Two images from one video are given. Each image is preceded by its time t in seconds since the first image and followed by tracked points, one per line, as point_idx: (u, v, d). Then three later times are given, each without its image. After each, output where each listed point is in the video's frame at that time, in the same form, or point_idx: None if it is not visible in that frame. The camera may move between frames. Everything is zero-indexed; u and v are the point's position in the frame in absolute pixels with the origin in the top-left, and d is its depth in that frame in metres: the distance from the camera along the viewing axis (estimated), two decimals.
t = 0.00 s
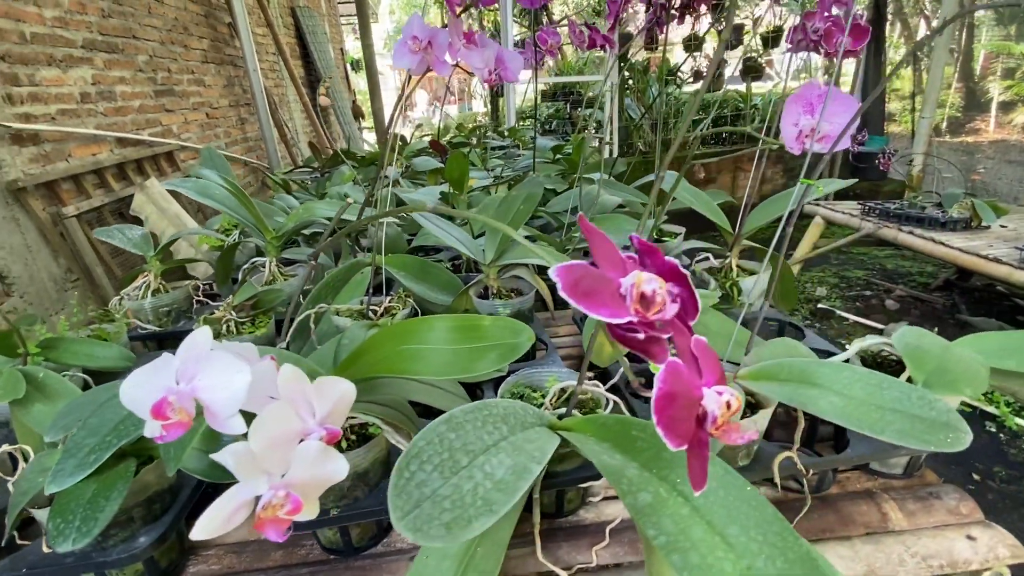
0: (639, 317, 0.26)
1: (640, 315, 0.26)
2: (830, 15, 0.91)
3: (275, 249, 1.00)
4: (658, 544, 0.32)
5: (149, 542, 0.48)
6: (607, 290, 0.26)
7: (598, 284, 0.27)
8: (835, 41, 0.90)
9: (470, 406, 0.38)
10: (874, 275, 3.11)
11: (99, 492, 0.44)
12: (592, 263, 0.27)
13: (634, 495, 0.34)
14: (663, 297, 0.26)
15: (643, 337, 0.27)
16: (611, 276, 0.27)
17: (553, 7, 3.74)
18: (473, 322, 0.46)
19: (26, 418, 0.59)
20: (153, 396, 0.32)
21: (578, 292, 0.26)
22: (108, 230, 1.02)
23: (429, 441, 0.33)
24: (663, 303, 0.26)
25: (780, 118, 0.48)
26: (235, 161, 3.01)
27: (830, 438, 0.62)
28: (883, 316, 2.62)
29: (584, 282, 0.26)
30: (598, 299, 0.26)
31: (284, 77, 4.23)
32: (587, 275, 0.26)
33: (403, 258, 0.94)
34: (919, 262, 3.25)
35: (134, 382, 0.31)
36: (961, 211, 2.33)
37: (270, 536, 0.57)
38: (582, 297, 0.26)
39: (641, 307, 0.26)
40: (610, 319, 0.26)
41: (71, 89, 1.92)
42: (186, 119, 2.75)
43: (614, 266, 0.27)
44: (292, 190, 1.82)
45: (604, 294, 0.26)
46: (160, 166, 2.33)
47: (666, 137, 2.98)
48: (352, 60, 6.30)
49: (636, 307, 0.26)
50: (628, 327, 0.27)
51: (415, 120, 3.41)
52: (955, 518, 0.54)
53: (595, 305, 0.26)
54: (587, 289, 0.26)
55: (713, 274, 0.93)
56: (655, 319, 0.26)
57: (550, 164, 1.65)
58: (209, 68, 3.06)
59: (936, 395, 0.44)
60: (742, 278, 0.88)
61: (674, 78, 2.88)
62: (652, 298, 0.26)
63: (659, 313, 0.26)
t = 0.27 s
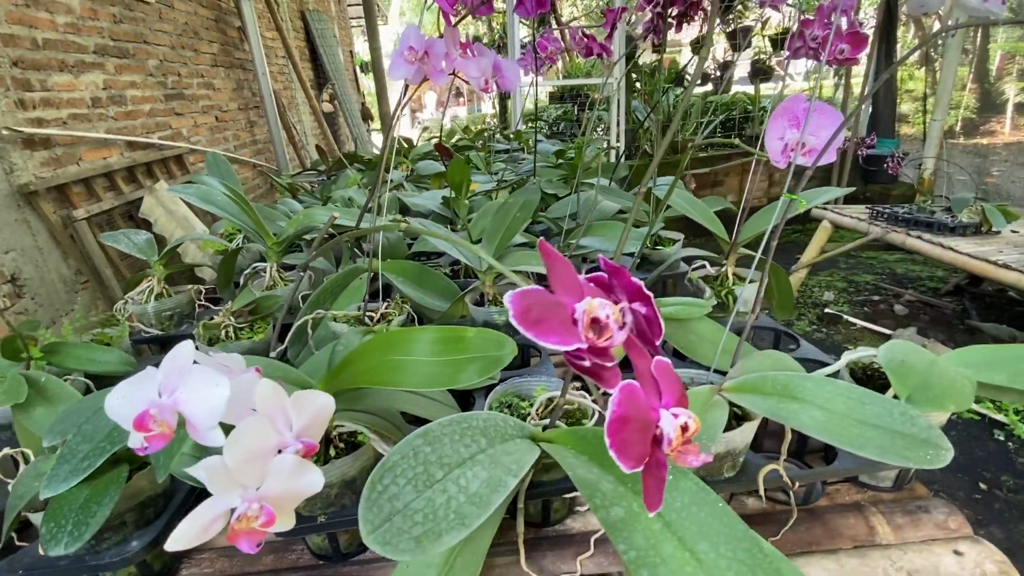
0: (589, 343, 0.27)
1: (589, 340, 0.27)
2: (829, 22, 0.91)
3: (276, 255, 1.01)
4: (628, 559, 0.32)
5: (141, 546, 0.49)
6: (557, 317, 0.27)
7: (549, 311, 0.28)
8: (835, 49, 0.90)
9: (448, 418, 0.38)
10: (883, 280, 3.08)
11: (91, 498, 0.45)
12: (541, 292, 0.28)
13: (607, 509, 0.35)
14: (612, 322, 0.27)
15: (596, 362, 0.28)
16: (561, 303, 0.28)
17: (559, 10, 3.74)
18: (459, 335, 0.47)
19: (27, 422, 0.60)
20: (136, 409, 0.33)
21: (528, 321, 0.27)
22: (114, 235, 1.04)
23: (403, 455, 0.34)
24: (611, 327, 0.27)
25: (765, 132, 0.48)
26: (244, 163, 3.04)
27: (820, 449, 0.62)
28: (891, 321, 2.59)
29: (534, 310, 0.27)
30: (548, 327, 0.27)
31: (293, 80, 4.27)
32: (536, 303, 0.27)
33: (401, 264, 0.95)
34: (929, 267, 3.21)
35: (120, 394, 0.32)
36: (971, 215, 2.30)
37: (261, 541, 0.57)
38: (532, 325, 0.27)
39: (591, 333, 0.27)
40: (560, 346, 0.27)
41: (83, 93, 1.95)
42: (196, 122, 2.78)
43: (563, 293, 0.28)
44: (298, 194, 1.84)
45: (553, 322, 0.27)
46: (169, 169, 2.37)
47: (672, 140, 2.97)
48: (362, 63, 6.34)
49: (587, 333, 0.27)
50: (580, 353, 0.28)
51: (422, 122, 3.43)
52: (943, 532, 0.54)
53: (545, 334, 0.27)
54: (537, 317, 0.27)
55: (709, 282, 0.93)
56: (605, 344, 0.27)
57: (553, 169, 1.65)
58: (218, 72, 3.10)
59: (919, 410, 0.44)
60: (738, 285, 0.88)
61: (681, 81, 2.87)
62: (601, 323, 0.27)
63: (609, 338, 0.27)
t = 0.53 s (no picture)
0: (546, 354, 0.29)
1: (547, 351, 0.29)
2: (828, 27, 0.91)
3: (277, 258, 1.03)
4: (602, 562, 0.33)
5: (137, 542, 0.50)
6: (516, 330, 0.30)
7: (511, 324, 0.30)
8: (832, 55, 0.90)
9: (431, 421, 0.39)
10: (891, 284, 3.05)
11: (88, 495, 0.46)
12: (501, 305, 0.30)
13: (584, 512, 0.35)
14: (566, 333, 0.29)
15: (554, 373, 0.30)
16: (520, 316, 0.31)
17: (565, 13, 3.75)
18: (446, 338, 0.48)
19: (31, 421, 0.62)
20: (126, 410, 0.34)
21: (488, 333, 0.29)
22: (120, 237, 1.06)
23: (384, 457, 0.35)
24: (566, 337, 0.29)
25: (751, 140, 0.48)
26: (252, 165, 3.08)
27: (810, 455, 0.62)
28: (898, 325, 2.57)
29: (494, 323, 0.29)
30: (507, 339, 0.29)
31: (301, 83, 4.31)
32: (497, 316, 0.30)
33: (400, 268, 0.96)
34: (939, 270, 3.18)
35: (111, 396, 0.34)
36: (979, 219, 2.28)
37: (256, 539, 0.58)
38: (492, 336, 0.29)
39: (548, 343, 0.29)
40: (518, 356, 0.29)
41: (94, 97, 1.99)
42: (204, 125, 2.82)
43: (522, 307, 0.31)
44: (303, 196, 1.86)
45: (511, 333, 0.29)
46: (178, 171, 2.40)
47: (678, 142, 2.97)
48: (370, 66, 6.39)
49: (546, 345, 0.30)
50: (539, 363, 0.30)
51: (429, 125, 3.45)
52: (930, 539, 0.54)
53: (505, 345, 0.29)
54: (497, 329, 0.30)
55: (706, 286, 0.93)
56: (562, 353, 0.29)
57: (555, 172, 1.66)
58: (227, 75, 3.14)
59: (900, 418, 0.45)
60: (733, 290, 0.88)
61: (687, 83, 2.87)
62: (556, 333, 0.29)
63: (567, 348, 0.29)
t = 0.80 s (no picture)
0: (515, 358, 0.30)
1: (516, 355, 0.31)
2: (825, 32, 0.91)
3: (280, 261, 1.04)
4: (581, 563, 0.34)
5: (136, 540, 0.51)
6: (485, 335, 0.31)
7: (482, 329, 0.32)
8: (828, 61, 0.91)
9: (419, 424, 0.40)
10: (898, 288, 3.03)
11: (88, 492, 0.47)
12: (472, 312, 0.32)
13: (566, 514, 0.36)
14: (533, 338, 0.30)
15: (520, 377, 0.31)
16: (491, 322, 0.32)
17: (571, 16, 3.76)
18: (437, 343, 0.49)
19: (37, 420, 0.63)
20: (121, 411, 0.35)
21: (458, 337, 0.31)
22: (126, 240, 1.08)
23: (370, 458, 0.36)
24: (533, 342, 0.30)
25: (738, 148, 0.49)
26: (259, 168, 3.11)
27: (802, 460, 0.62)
28: (904, 330, 2.55)
29: (464, 328, 0.31)
30: (476, 343, 0.31)
31: (308, 87, 4.35)
32: (468, 322, 0.31)
33: (400, 271, 0.97)
34: (947, 275, 3.15)
35: (107, 397, 0.35)
36: (986, 224, 2.26)
37: (253, 537, 0.60)
38: (462, 341, 0.31)
39: (516, 348, 0.31)
40: (486, 360, 0.30)
41: (104, 102, 2.03)
42: (213, 128, 2.86)
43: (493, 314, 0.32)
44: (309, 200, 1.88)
45: (480, 338, 0.31)
46: (186, 174, 2.44)
47: (682, 146, 2.97)
48: (377, 69, 6.43)
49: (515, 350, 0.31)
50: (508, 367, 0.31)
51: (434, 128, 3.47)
52: (920, 545, 0.54)
53: (473, 349, 0.31)
54: (467, 334, 0.31)
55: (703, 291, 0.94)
56: (529, 358, 0.30)
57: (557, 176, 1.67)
58: (236, 79, 3.18)
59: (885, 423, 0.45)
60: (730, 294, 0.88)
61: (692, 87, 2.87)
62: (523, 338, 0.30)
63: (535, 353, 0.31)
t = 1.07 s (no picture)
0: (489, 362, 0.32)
1: (491, 358, 0.32)
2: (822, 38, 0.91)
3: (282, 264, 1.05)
4: (564, 562, 0.34)
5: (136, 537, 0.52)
6: (462, 339, 0.33)
7: (461, 333, 0.34)
8: (826, 66, 0.91)
9: (409, 426, 0.40)
10: (903, 292, 3.01)
11: (89, 491, 0.48)
12: (449, 317, 0.34)
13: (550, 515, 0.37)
14: (506, 341, 0.32)
15: (495, 378, 0.33)
16: (468, 326, 0.34)
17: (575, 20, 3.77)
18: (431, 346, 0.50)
19: (41, 420, 0.64)
20: (118, 411, 0.36)
21: (435, 342, 0.33)
22: (131, 243, 1.10)
23: (360, 458, 0.37)
24: (506, 346, 0.32)
25: (726, 155, 0.50)
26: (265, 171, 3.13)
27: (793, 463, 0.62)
28: (909, 334, 2.53)
29: (441, 332, 0.33)
30: (453, 347, 0.33)
31: (314, 90, 4.38)
32: (445, 326, 0.33)
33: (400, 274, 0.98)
34: (953, 279, 3.13)
35: (106, 398, 0.36)
36: (991, 228, 2.25)
37: (251, 536, 0.60)
38: (440, 345, 0.33)
39: (491, 351, 0.32)
40: (463, 363, 0.32)
41: (112, 106, 2.05)
42: (219, 132, 2.89)
43: (470, 319, 0.34)
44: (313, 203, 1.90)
45: (456, 342, 0.33)
46: (193, 177, 2.46)
47: (686, 149, 2.97)
48: (383, 72, 6.46)
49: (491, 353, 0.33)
50: (483, 369, 0.33)
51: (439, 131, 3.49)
52: (910, 550, 0.54)
53: (451, 352, 0.33)
54: (444, 338, 0.33)
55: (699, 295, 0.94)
56: (503, 360, 0.32)
57: (559, 180, 1.68)
58: (242, 83, 3.21)
59: (870, 427, 0.45)
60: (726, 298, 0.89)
61: (696, 90, 2.87)
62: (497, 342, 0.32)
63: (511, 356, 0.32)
